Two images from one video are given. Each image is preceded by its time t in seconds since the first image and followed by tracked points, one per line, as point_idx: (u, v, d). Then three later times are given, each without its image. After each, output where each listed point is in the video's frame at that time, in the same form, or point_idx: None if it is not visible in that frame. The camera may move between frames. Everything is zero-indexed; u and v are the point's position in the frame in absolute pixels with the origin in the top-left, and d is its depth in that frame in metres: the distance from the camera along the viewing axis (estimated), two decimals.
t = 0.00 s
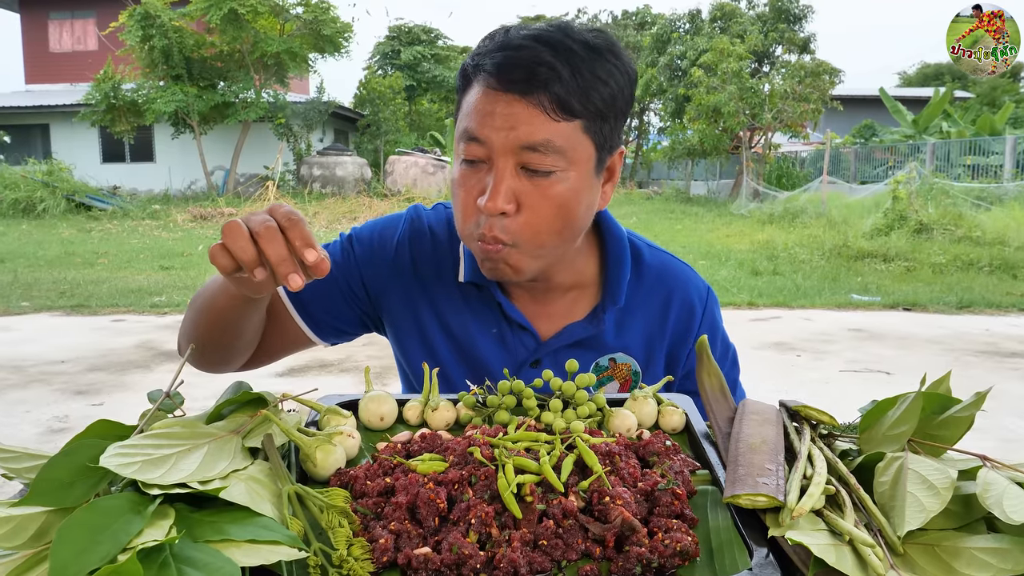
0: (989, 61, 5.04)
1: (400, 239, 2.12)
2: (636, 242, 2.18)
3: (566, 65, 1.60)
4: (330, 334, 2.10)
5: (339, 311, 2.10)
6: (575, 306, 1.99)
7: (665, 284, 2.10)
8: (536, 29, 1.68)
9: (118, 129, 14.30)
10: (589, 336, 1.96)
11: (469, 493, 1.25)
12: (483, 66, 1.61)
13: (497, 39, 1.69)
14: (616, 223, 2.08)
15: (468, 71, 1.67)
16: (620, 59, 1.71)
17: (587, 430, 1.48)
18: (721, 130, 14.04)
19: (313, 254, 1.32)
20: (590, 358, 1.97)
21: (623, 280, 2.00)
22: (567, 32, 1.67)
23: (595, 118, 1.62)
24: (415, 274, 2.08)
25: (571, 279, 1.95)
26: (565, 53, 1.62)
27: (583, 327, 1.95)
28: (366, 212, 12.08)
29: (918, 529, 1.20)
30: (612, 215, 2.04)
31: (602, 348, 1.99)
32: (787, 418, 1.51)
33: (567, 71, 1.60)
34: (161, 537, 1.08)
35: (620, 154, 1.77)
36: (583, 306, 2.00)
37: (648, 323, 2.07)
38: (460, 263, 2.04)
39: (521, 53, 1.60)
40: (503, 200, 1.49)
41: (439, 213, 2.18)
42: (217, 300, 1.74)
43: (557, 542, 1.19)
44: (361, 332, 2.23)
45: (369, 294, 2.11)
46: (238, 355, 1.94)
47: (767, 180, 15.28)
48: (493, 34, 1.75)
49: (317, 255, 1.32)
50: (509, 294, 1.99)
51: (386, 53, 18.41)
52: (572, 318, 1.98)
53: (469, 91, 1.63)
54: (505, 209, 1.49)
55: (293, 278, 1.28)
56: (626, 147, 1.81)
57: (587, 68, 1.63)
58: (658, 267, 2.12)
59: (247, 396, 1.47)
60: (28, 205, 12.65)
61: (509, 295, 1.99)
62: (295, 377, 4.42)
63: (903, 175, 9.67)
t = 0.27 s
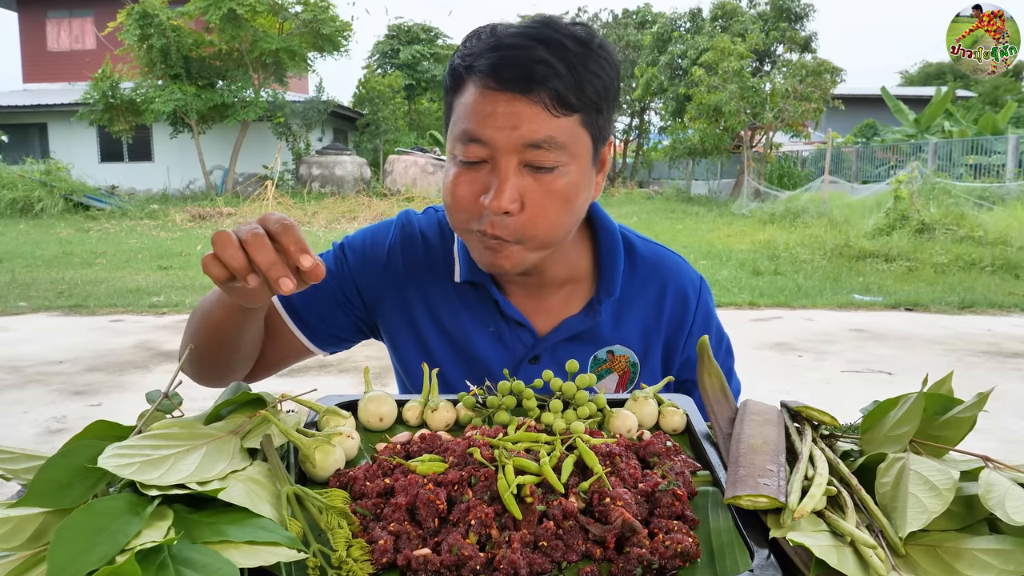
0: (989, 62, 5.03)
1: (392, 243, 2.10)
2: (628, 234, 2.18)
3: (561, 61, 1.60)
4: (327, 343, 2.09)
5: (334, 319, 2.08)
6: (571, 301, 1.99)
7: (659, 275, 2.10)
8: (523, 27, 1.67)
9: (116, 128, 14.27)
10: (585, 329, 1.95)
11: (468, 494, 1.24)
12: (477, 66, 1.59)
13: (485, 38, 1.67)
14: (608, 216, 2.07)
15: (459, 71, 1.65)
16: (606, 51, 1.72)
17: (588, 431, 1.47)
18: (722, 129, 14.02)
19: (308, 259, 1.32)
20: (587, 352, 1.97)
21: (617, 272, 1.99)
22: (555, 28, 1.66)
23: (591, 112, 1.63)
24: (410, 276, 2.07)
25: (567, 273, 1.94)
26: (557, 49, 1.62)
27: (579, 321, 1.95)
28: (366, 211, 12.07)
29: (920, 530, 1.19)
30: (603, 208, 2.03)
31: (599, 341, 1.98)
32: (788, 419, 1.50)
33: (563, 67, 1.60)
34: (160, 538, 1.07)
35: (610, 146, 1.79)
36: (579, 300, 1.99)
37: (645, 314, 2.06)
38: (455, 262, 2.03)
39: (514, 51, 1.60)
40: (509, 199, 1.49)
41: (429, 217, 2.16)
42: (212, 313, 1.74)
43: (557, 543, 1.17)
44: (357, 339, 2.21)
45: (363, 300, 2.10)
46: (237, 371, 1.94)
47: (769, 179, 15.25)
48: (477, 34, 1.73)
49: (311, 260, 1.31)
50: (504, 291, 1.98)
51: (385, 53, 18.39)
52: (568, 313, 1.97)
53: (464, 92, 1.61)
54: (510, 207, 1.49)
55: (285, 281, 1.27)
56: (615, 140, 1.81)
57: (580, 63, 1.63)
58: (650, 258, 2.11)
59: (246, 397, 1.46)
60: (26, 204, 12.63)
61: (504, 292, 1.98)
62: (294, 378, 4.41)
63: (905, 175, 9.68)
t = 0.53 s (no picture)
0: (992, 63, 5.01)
1: (387, 245, 2.10)
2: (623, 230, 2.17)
3: (569, 59, 1.59)
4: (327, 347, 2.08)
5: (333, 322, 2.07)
6: (569, 297, 1.98)
7: (655, 270, 2.09)
8: (525, 25, 1.66)
9: (115, 128, 14.24)
10: (584, 325, 1.95)
11: (469, 495, 1.23)
12: (483, 66, 1.58)
13: (487, 37, 1.66)
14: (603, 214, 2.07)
15: (463, 71, 1.63)
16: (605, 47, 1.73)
17: (588, 432, 1.46)
18: (723, 129, 13.99)
19: (306, 270, 1.30)
20: (586, 348, 1.96)
21: (614, 267, 1.98)
22: (557, 25, 1.65)
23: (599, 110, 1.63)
24: (407, 278, 2.06)
25: (564, 270, 1.94)
26: (563, 47, 1.61)
27: (578, 317, 1.94)
28: (366, 210, 12.09)
29: (922, 531, 1.18)
30: (597, 205, 2.03)
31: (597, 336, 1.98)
32: (789, 420, 1.48)
33: (572, 66, 1.59)
34: (159, 539, 1.06)
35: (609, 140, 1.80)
36: (577, 296, 1.98)
37: (643, 309, 2.05)
38: (452, 263, 2.02)
39: (521, 49, 1.58)
40: (523, 198, 1.49)
41: (423, 218, 2.16)
42: (211, 322, 1.74)
43: (557, 544, 1.17)
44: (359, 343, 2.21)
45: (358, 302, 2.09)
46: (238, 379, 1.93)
47: (770, 179, 15.22)
48: (477, 32, 1.70)
49: (311, 274, 1.29)
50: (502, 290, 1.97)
51: (384, 52, 18.38)
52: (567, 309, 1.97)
53: (470, 91, 1.59)
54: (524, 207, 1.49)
55: (283, 294, 1.27)
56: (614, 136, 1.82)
57: (587, 61, 1.62)
58: (646, 254, 2.11)
59: (245, 397, 1.44)
60: (23, 203, 12.65)
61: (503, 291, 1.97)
62: (294, 378, 4.40)
63: (907, 174, 9.69)
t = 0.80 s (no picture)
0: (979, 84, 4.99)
1: (402, 244, 2.22)
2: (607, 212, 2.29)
3: (562, 63, 1.70)
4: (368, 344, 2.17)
5: (373, 318, 2.17)
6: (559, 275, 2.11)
7: (633, 246, 2.22)
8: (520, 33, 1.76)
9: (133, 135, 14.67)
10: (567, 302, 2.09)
11: (470, 487, 1.32)
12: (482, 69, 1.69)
13: (487, 49, 1.73)
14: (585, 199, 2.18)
15: (464, 78, 1.73)
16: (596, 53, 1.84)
17: (584, 425, 1.56)
18: (713, 135, 14.23)
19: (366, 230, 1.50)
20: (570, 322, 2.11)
21: (592, 246, 2.10)
22: (549, 35, 1.71)
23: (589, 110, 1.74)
24: (416, 271, 2.18)
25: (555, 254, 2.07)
26: (554, 56, 1.70)
27: (562, 293, 2.08)
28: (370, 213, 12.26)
29: (903, 521, 1.28)
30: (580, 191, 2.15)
31: (577, 310, 2.13)
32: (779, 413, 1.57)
33: (565, 69, 1.70)
34: (173, 528, 1.16)
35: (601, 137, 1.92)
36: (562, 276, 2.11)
37: (620, 281, 2.18)
38: (452, 254, 2.15)
39: (517, 54, 1.69)
40: (521, 187, 1.62)
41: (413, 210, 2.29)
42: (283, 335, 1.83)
43: (555, 532, 1.27)
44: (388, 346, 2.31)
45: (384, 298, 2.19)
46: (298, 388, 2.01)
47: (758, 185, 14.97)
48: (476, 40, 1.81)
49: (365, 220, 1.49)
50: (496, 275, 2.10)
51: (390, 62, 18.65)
52: (554, 287, 2.10)
53: (470, 91, 1.71)
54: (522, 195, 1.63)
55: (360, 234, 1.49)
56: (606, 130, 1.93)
57: (578, 65, 1.73)
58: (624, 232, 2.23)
59: (256, 393, 1.54)
60: (45, 207, 12.73)
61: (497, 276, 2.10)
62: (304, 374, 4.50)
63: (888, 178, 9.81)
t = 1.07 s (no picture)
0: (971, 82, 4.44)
1: (396, 252, 2.22)
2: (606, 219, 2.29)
3: (557, 68, 1.71)
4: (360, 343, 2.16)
5: (363, 323, 2.16)
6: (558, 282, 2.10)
7: (637, 253, 2.22)
8: (517, 38, 1.76)
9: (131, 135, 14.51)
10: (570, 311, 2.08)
11: (470, 487, 1.32)
12: (476, 76, 1.69)
13: (480, 50, 1.75)
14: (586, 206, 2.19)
15: (458, 83, 1.73)
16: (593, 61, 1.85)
17: (584, 425, 1.56)
18: (714, 135, 14.18)
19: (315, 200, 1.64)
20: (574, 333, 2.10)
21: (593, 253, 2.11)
22: (545, 37, 1.76)
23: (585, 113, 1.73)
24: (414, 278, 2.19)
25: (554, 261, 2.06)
26: (549, 57, 1.72)
27: (563, 303, 2.07)
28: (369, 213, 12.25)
29: (904, 522, 1.28)
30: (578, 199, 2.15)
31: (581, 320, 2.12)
32: (779, 413, 1.56)
33: (559, 72, 1.70)
34: (173, 529, 1.15)
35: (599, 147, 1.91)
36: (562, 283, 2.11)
37: (625, 289, 2.18)
38: (449, 263, 2.16)
39: (510, 60, 1.69)
40: (516, 192, 1.60)
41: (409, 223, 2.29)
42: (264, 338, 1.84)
43: (555, 533, 1.26)
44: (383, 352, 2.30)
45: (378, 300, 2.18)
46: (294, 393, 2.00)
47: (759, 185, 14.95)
48: (471, 45, 1.81)
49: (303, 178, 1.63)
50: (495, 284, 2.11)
51: (390, 61, 18.59)
52: (555, 296, 2.09)
53: (464, 99, 1.70)
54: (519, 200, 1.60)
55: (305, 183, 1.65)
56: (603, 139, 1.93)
57: (571, 69, 1.73)
58: (627, 237, 2.24)
59: (256, 393, 1.54)
60: (45, 207, 12.77)
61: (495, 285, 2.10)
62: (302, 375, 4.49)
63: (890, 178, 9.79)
